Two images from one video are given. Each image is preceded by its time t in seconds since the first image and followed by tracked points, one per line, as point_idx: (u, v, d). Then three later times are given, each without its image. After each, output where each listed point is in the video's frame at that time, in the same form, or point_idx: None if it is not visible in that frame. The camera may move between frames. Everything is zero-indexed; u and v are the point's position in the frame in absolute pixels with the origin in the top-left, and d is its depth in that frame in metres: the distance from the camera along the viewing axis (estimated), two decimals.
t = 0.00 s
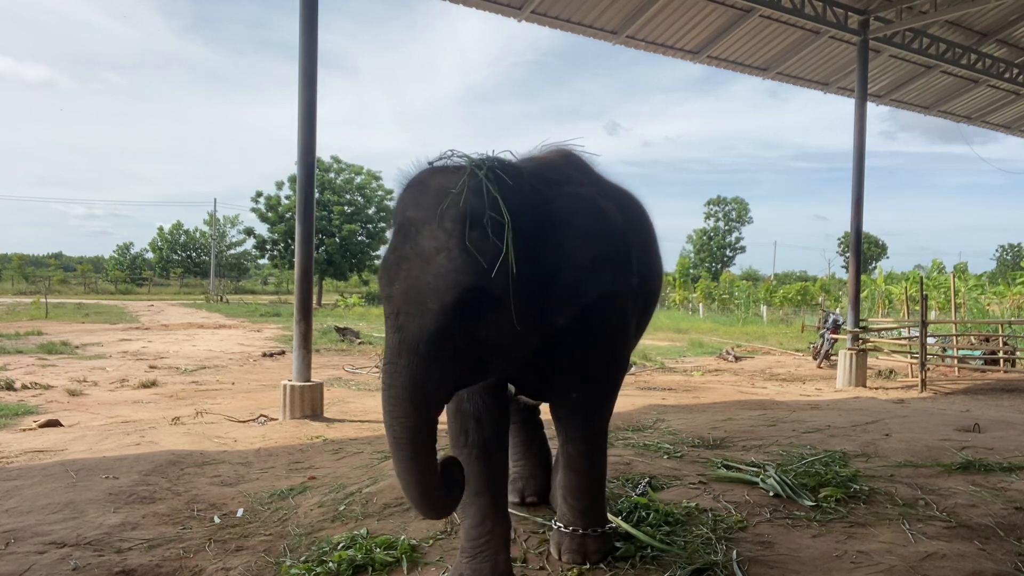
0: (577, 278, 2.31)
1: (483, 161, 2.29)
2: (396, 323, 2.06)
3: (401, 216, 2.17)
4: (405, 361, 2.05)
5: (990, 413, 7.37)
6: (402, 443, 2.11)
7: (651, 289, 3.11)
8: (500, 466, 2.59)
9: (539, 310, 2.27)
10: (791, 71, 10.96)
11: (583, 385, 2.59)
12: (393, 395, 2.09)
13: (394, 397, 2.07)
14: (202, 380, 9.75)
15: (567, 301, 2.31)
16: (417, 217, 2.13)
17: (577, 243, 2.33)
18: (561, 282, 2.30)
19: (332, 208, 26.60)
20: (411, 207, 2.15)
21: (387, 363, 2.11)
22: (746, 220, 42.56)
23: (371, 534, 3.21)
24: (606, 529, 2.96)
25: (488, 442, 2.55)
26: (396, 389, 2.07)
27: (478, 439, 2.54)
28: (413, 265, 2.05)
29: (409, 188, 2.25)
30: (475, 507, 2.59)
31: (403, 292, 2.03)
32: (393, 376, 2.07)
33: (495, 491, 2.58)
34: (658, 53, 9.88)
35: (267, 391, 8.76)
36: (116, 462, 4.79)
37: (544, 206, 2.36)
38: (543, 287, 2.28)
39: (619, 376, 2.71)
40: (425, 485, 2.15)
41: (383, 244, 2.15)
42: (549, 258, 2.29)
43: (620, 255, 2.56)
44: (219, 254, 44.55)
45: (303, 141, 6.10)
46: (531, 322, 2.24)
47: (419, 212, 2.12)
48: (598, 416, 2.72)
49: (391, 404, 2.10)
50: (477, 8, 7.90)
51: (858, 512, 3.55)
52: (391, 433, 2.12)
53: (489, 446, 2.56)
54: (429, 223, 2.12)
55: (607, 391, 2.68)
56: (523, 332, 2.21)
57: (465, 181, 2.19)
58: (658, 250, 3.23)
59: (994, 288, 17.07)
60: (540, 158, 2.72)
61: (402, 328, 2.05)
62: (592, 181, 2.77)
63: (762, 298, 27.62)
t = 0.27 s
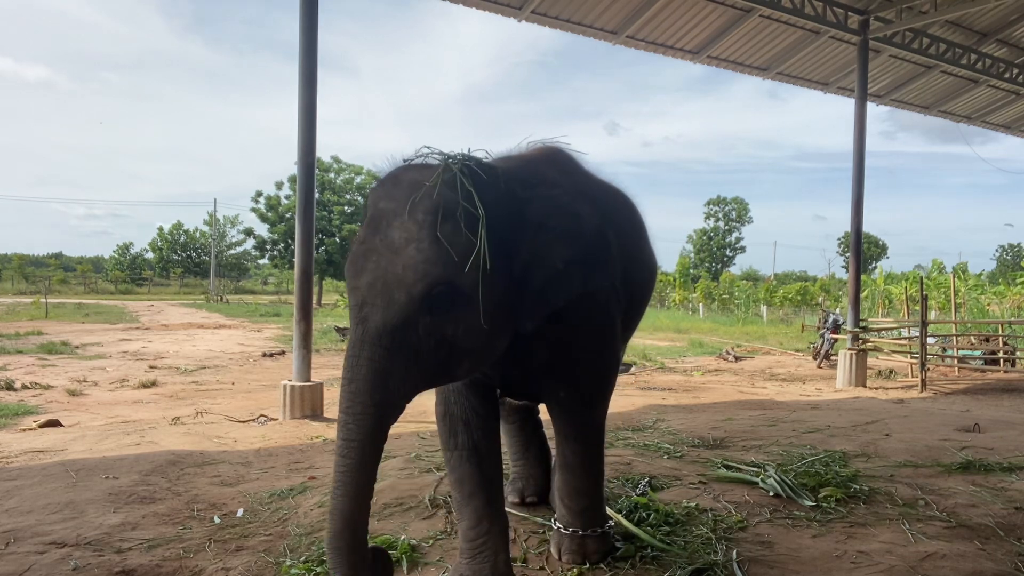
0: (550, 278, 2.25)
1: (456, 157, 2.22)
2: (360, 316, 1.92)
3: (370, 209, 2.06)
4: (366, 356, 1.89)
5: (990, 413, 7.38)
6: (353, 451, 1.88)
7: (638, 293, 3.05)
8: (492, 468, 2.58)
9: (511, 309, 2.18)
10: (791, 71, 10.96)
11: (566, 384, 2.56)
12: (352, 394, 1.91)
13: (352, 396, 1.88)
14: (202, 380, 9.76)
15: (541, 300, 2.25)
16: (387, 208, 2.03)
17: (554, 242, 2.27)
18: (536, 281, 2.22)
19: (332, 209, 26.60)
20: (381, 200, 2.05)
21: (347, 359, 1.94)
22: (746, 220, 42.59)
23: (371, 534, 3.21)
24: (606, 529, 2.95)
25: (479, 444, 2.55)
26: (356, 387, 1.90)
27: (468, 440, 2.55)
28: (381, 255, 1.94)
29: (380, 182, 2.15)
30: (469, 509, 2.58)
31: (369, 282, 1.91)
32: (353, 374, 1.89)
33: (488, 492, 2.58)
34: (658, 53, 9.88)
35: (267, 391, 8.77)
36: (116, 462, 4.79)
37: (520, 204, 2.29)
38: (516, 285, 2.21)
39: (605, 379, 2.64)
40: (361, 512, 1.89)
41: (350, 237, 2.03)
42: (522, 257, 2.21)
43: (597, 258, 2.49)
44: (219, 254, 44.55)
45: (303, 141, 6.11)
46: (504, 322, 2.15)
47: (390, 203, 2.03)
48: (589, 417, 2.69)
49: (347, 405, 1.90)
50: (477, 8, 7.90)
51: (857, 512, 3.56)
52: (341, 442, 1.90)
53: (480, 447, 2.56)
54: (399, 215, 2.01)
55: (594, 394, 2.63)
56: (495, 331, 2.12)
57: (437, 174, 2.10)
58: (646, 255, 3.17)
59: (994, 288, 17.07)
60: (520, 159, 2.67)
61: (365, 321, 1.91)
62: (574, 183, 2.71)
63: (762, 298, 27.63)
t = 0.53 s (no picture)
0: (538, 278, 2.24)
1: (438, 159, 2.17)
2: (349, 327, 1.91)
3: (352, 217, 2.03)
4: (358, 368, 1.89)
5: (990, 413, 7.38)
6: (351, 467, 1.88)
7: (629, 286, 3.03)
8: (488, 469, 2.59)
9: (499, 311, 2.18)
10: (791, 71, 10.96)
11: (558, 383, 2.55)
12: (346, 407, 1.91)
13: (347, 409, 1.88)
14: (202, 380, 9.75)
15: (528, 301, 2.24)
16: (370, 216, 1.99)
17: (539, 243, 2.26)
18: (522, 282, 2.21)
19: (332, 208, 26.61)
20: (362, 207, 2.01)
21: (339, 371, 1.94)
22: (746, 220, 42.61)
23: (370, 534, 3.21)
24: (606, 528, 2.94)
25: (472, 445, 2.56)
26: (350, 400, 1.89)
27: (461, 442, 2.55)
28: (367, 265, 1.91)
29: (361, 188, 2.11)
30: (467, 510, 2.58)
31: (357, 293, 1.89)
32: (346, 387, 1.89)
33: (485, 493, 2.58)
34: (658, 54, 9.88)
35: (267, 391, 8.77)
36: (116, 462, 4.79)
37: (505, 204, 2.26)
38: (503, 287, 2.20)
39: (598, 377, 2.63)
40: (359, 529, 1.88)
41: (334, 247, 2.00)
42: (509, 259, 2.19)
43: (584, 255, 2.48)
44: (219, 254, 44.53)
45: (303, 141, 6.11)
46: (492, 325, 2.15)
47: (372, 211, 1.99)
48: (584, 416, 2.67)
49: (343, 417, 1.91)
50: (477, 8, 7.90)
51: (858, 512, 3.56)
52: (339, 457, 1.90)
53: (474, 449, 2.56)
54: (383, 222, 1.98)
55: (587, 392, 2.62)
56: (484, 334, 2.11)
57: (419, 179, 2.06)
58: (635, 247, 3.14)
59: (993, 288, 17.08)
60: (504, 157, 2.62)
61: (355, 333, 1.90)
62: (558, 180, 2.68)
63: (762, 298, 27.64)
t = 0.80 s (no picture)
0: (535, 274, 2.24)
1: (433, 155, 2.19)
2: (345, 322, 1.90)
3: (349, 212, 2.03)
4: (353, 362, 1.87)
5: (990, 413, 7.38)
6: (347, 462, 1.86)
7: (626, 286, 3.03)
8: (488, 467, 2.60)
9: (495, 306, 2.17)
10: (791, 71, 10.96)
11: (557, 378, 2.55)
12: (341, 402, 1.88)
13: (342, 403, 1.87)
14: (202, 380, 9.76)
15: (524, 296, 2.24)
16: (366, 210, 1.99)
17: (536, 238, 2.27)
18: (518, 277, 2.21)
19: (332, 208, 26.62)
20: (359, 201, 2.02)
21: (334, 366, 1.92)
22: (746, 220, 42.64)
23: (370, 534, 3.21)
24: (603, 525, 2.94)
25: (471, 445, 2.56)
26: (345, 394, 1.87)
27: (460, 442, 2.56)
28: (363, 258, 1.91)
29: (357, 184, 2.11)
30: (466, 510, 2.57)
31: (352, 286, 1.88)
32: (340, 382, 1.87)
33: (484, 492, 2.58)
34: (658, 54, 9.88)
35: (267, 391, 8.77)
36: (116, 462, 4.79)
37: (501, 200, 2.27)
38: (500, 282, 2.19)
39: (596, 372, 2.61)
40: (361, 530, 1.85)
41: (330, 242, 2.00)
42: (506, 255, 2.19)
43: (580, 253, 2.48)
44: (219, 254, 44.52)
45: (303, 141, 6.11)
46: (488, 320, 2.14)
47: (369, 205, 1.99)
48: (585, 413, 2.66)
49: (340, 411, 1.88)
50: (477, 8, 7.90)
51: (858, 512, 3.55)
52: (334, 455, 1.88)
53: (472, 449, 2.56)
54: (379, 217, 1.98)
55: (587, 388, 2.61)
56: (481, 329, 2.10)
57: (416, 174, 2.07)
58: (631, 247, 3.14)
59: (993, 288, 17.09)
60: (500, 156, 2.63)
61: (350, 326, 1.89)
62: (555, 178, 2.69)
63: (762, 298, 27.66)
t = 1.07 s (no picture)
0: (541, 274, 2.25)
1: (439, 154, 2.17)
2: (355, 324, 1.90)
3: (355, 213, 2.01)
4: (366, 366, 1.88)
5: (990, 413, 7.38)
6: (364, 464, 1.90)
7: (622, 284, 3.05)
8: (488, 466, 2.61)
9: (501, 307, 2.19)
10: (791, 71, 10.96)
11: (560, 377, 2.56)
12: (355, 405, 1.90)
13: (355, 406, 1.88)
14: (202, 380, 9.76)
15: (530, 296, 2.25)
16: (374, 212, 1.98)
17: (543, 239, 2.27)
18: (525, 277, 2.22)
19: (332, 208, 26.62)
20: (366, 203, 2.00)
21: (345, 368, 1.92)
22: (746, 220, 42.65)
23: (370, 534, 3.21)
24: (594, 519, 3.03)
25: (472, 445, 2.57)
26: (358, 396, 1.89)
27: (461, 442, 2.56)
28: (372, 262, 1.90)
29: (363, 184, 2.08)
30: (467, 510, 2.57)
31: (362, 290, 1.88)
32: (353, 384, 1.89)
33: (485, 492, 2.58)
34: (658, 54, 9.88)
35: (267, 391, 8.77)
36: (116, 462, 4.79)
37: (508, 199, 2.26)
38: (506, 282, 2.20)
39: (598, 370, 2.62)
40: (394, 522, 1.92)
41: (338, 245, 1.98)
42: (513, 256, 2.20)
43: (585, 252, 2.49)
44: (219, 254, 44.51)
45: (303, 141, 6.11)
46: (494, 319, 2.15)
47: (376, 206, 1.98)
48: (589, 409, 2.69)
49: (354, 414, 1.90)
50: (477, 8, 7.90)
51: (857, 512, 3.55)
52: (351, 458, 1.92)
53: (473, 448, 2.57)
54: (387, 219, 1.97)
55: (591, 385, 2.63)
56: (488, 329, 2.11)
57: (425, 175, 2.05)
58: (627, 246, 3.16)
59: (993, 288, 17.09)
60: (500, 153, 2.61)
61: (361, 329, 1.89)
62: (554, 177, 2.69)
63: (762, 298, 27.67)
